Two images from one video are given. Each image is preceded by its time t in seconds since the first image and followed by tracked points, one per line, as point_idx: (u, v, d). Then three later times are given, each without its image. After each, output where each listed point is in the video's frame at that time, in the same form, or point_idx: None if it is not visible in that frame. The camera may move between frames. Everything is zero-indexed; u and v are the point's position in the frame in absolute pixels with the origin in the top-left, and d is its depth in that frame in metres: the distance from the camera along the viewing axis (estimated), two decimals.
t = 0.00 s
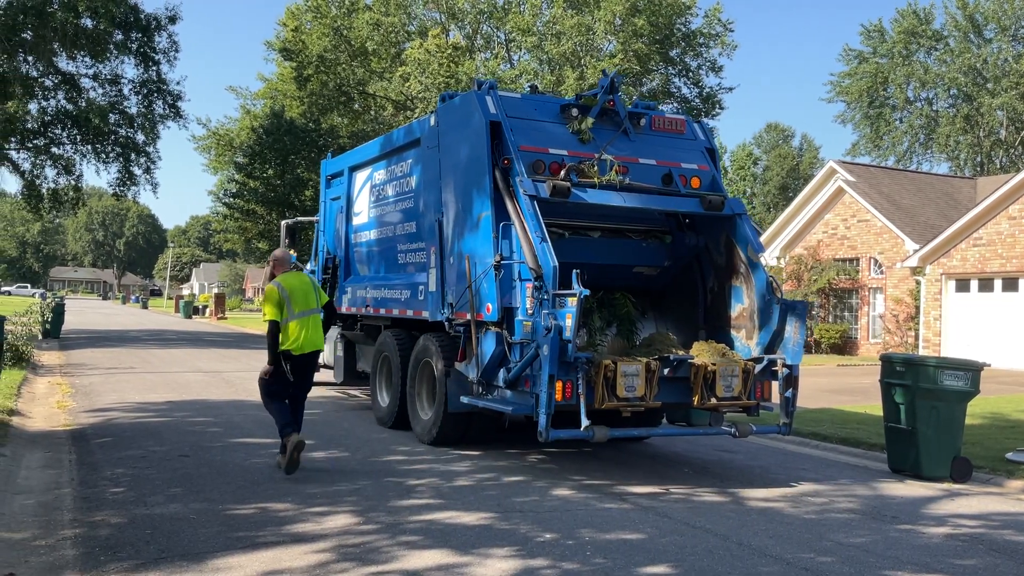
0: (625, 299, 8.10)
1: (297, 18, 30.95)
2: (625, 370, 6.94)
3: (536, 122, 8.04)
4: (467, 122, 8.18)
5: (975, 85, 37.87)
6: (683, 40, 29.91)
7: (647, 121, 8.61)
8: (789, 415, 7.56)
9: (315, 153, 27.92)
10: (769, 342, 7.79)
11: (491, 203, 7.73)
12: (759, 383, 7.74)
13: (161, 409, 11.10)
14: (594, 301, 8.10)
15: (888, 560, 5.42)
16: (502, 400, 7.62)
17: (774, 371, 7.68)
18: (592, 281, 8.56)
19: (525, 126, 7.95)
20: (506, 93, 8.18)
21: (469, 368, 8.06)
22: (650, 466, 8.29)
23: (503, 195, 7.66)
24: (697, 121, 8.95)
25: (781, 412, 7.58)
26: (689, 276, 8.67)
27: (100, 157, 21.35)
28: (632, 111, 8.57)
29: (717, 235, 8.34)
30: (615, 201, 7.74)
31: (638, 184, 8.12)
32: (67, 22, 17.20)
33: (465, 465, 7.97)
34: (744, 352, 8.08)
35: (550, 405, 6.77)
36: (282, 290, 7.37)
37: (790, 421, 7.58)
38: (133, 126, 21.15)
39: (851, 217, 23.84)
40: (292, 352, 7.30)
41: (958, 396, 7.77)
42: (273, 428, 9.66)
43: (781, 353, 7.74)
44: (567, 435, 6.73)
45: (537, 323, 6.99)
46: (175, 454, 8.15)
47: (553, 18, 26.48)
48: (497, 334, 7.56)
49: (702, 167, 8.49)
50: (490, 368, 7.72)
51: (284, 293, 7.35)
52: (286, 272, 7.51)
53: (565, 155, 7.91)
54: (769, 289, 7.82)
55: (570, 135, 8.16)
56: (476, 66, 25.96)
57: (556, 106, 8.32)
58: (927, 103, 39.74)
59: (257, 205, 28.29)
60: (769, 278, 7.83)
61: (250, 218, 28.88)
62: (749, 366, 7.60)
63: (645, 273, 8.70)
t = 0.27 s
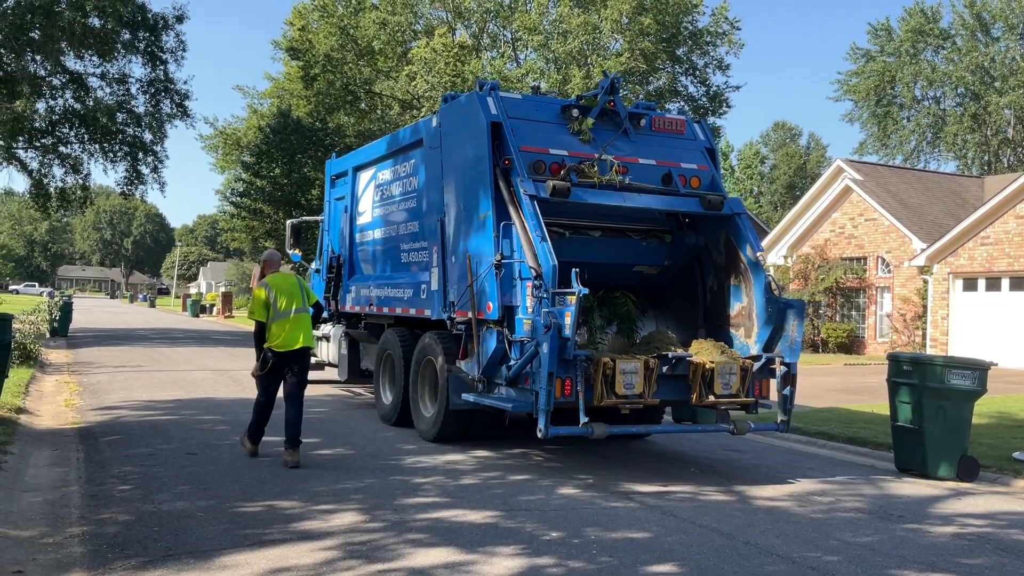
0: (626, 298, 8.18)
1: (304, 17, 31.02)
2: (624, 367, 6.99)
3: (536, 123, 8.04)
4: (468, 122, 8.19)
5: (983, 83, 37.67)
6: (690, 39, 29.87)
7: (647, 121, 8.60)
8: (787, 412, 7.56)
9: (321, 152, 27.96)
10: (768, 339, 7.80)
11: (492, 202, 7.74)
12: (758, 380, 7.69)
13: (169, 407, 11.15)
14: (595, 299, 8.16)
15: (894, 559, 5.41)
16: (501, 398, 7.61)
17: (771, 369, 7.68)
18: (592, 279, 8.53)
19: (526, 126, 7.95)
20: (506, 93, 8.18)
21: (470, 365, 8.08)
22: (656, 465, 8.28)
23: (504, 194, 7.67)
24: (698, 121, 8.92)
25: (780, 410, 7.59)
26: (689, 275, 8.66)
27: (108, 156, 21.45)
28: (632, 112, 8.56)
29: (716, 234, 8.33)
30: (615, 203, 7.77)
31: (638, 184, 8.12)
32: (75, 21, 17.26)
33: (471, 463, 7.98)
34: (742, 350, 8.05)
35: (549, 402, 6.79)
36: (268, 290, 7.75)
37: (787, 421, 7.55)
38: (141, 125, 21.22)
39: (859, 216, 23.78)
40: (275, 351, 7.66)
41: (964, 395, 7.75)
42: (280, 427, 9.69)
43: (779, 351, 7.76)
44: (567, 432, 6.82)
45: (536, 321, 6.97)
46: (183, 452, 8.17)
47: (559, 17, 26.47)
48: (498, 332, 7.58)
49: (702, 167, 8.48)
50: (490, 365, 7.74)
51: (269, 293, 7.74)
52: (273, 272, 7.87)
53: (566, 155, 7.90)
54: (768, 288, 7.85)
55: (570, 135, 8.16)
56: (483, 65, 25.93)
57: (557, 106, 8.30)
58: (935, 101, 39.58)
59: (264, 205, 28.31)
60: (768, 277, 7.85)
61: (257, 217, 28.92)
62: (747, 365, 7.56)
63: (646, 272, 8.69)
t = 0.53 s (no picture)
0: (624, 296, 8.34)
1: (311, 15, 31.05)
2: (620, 364, 7.02)
3: (535, 122, 8.03)
4: (468, 123, 8.18)
5: (991, 81, 37.45)
6: (697, 36, 29.79)
7: (645, 121, 8.58)
8: (781, 409, 7.57)
9: (328, 150, 27.97)
10: (764, 337, 7.76)
11: (491, 203, 7.73)
12: (753, 378, 7.70)
13: (174, 404, 11.17)
14: (594, 297, 8.40)
15: (900, 558, 5.39)
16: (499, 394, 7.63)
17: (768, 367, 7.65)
18: (592, 278, 8.65)
19: (525, 126, 7.95)
20: (506, 94, 8.16)
21: (470, 362, 8.13)
22: (661, 463, 8.27)
23: (503, 194, 7.67)
24: (696, 121, 8.90)
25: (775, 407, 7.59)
26: (687, 274, 8.63)
27: (114, 153, 21.54)
28: (631, 112, 8.54)
29: (714, 233, 8.27)
30: (612, 202, 7.74)
31: (635, 184, 8.09)
32: (82, 19, 17.29)
33: (476, 461, 7.98)
34: (738, 348, 8.02)
35: (546, 398, 6.82)
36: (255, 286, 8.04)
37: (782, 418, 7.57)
38: (147, 123, 21.26)
39: (866, 214, 23.70)
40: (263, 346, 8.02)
41: (971, 395, 7.70)
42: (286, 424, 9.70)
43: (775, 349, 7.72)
44: (563, 428, 6.81)
45: (535, 318, 6.98)
46: (188, 449, 8.19)
47: (566, 15, 26.43)
48: (498, 329, 7.62)
49: (699, 167, 8.46)
50: (489, 361, 7.79)
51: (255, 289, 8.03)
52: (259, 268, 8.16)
53: (565, 155, 7.88)
54: (764, 287, 7.80)
55: (569, 135, 8.13)
56: (490, 63, 25.89)
57: (556, 106, 8.27)
58: (942, 99, 39.41)
59: (270, 202, 28.30)
60: (764, 277, 7.80)
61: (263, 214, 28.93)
62: (742, 362, 7.60)
63: (645, 271, 8.76)
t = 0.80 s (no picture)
0: (621, 293, 8.17)
1: (316, 12, 31.08)
2: (613, 360, 7.10)
3: (531, 122, 8.03)
4: (465, 123, 8.20)
5: (997, 79, 37.24)
6: (702, 34, 29.74)
7: (640, 121, 8.58)
8: (773, 404, 7.67)
9: (332, 147, 27.97)
10: (756, 334, 7.79)
11: (487, 201, 7.75)
12: (744, 374, 7.78)
13: (179, 400, 11.20)
14: (589, 294, 8.20)
15: (903, 556, 5.39)
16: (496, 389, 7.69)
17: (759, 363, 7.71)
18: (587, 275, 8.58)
19: (521, 125, 7.96)
20: (503, 94, 8.17)
21: (467, 358, 8.15)
22: (663, 461, 8.27)
23: (499, 193, 7.70)
24: (690, 121, 8.89)
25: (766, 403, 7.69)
26: (681, 271, 8.64)
27: (120, 151, 21.61)
28: (626, 112, 8.53)
29: (707, 232, 8.26)
30: (606, 201, 7.76)
31: (630, 183, 8.09)
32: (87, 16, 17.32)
33: (479, 458, 7.98)
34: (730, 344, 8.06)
35: (539, 393, 6.87)
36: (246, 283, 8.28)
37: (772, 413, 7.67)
38: (152, 119, 21.29)
39: (871, 212, 23.65)
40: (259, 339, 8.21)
41: (976, 393, 7.69)
42: (289, 420, 9.72)
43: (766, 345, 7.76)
44: (557, 422, 6.87)
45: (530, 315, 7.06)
46: (192, 446, 8.20)
47: (570, 12, 26.40)
48: (493, 326, 7.63)
49: (693, 166, 8.47)
50: (485, 357, 7.81)
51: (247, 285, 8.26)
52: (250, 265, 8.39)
53: (560, 155, 7.90)
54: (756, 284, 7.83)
55: (564, 135, 8.14)
56: (495, 61, 25.85)
57: (551, 106, 8.26)
58: (948, 97, 39.27)
59: (275, 199, 28.28)
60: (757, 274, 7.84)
61: (268, 211, 28.96)
62: (734, 358, 7.66)
63: (640, 269, 8.72)
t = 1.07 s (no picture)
0: (613, 290, 8.50)
1: (318, 8, 31.05)
2: (602, 354, 7.14)
3: (524, 121, 8.04)
4: (459, 122, 8.28)
5: (1000, 76, 37.08)
6: (704, 30, 29.69)
7: (632, 120, 8.58)
8: (760, 399, 7.68)
9: (334, 143, 27.94)
10: (744, 329, 7.84)
11: (479, 198, 7.84)
12: (732, 369, 7.80)
13: (180, 396, 11.21)
14: (583, 289, 8.50)
15: (904, 553, 5.38)
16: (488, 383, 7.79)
17: (747, 358, 7.74)
18: (579, 272, 8.79)
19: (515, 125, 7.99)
20: (497, 93, 8.24)
21: (460, 353, 8.24)
22: (663, 457, 8.27)
23: (491, 190, 7.79)
24: (682, 120, 8.92)
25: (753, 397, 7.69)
26: (672, 268, 8.78)
27: (122, 146, 21.61)
28: (618, 111, 8.53)
29: (697, 229, 8.40)
30: (598, 198, 7.82)
31: (621, 181, 8.14)
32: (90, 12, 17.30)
33: (480, 454, 7.98)
34: (719, 340, 8.15)
35: (530, 387, 6.96)
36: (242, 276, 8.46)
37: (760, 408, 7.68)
38: (154, 115, 21.28)
39: (873, 209, 23.62)
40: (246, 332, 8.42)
41: (977, 390, 7.66)
42: (290, 416, 9.72)
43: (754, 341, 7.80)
44: (547, 415, 6.97)
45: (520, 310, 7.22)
46: (194, 441, 8.21)
47: (572, 8, 26.35)
48: (486, 321, 7.70)
49: (684, 164, 8.49)
50: (478, 353, 7.87)
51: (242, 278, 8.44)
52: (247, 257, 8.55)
53: (552, 153, 7.90)
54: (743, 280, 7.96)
55: (557, 133, 8.12)
56: (497, 57, 25.80)
57: (543, 105, 8.27)
58: (951, 94, 39.19)
59: (277, 195, 28.25)
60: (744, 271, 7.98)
61: (270, 207, 28.96)
62: (721, 354, 7.70)
63: (632, 265, 8.89)
